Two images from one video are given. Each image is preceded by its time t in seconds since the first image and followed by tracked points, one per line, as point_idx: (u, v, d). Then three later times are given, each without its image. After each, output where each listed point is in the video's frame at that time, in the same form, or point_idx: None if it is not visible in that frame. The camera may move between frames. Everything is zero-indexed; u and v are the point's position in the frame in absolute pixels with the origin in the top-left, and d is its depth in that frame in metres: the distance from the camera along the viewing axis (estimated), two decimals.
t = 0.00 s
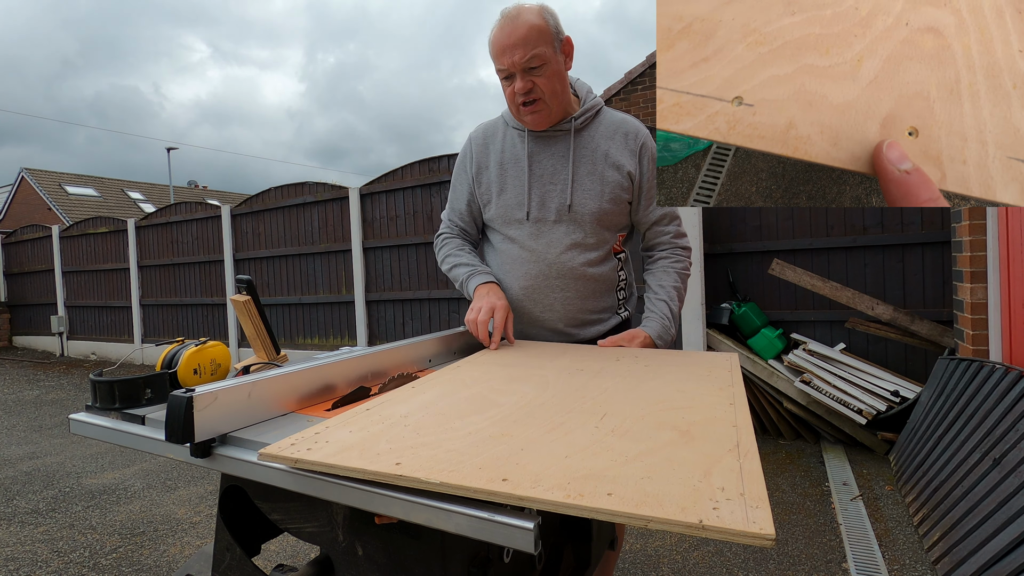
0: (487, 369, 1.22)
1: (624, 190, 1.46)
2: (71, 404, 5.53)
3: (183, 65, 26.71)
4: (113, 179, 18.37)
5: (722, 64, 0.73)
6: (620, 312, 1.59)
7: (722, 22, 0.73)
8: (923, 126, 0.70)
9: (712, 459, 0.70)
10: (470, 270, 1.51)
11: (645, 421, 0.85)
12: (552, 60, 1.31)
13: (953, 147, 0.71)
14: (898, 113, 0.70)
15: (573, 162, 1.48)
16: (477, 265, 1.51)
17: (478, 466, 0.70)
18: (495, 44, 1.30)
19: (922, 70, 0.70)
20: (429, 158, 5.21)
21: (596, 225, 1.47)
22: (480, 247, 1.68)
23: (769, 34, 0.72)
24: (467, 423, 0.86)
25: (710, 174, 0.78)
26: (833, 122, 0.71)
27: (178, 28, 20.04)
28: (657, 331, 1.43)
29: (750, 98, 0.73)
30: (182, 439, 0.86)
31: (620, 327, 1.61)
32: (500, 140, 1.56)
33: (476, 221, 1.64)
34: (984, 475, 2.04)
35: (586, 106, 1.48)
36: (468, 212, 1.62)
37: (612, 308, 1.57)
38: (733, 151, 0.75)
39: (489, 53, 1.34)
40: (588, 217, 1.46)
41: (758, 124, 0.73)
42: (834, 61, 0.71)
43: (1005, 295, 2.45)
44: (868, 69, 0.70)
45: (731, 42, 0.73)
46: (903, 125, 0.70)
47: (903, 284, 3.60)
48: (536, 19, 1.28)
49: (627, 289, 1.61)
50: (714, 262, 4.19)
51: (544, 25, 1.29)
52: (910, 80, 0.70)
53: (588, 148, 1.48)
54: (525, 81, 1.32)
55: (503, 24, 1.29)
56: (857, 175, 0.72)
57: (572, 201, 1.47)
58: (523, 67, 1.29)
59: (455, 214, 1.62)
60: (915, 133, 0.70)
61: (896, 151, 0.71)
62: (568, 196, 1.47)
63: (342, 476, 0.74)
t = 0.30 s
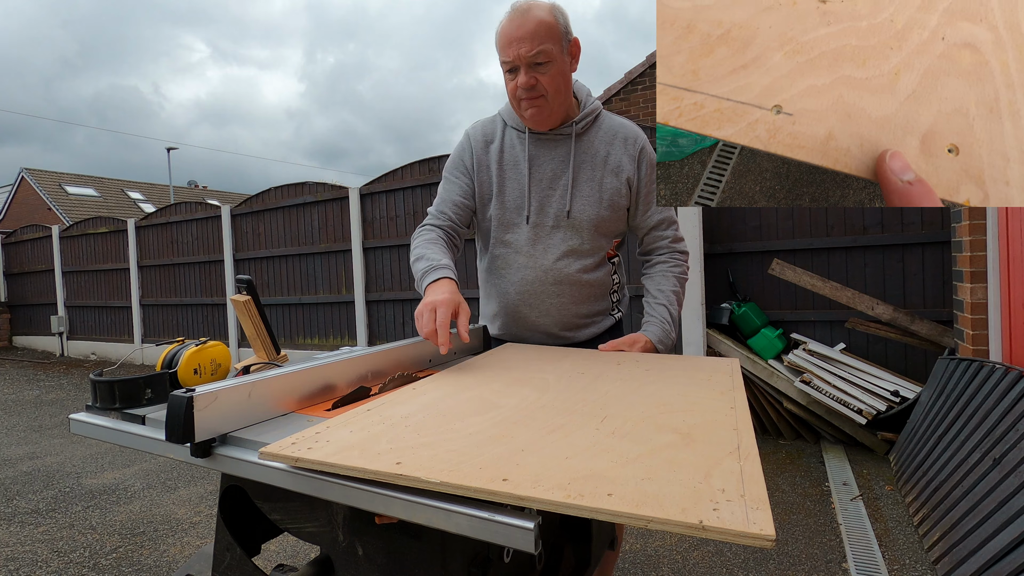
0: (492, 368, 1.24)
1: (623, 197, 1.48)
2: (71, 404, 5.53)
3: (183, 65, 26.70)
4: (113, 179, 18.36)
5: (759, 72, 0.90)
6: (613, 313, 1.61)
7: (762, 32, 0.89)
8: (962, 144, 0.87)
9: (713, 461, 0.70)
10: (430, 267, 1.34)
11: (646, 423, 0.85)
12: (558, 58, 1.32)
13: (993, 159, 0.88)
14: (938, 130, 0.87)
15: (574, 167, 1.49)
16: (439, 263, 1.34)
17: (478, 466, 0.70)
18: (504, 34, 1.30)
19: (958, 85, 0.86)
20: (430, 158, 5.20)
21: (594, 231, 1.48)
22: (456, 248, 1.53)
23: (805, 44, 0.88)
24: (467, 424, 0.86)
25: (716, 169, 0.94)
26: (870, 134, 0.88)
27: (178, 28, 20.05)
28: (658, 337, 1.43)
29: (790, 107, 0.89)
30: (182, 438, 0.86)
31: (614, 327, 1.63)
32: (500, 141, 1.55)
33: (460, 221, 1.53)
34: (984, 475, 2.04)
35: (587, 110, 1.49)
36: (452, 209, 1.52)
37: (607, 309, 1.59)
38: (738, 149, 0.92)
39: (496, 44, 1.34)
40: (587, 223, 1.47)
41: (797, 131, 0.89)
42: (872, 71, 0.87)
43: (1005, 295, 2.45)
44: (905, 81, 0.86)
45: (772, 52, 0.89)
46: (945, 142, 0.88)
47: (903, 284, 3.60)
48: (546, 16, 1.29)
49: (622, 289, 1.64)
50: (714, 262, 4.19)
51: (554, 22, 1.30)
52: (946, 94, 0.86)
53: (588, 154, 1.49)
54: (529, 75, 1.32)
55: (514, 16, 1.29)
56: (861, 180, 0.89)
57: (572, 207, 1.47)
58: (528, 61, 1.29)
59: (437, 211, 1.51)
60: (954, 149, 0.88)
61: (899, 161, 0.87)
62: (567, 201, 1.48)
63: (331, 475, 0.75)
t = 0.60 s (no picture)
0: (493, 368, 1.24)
1: (607, 203, 1.61)
2: (71, 404, 5.53)
3: (183, 65, 26.71)
4: (113, 179, 18.37)
5: (796, 83, 0.87)
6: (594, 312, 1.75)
7: (796, 41, 0.86)
8: (1008, 167, 0.85)
9: (712, 461, 0.70)
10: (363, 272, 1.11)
11: (646, 423, 0.85)
12: (539, 75, 1.33)
13: None
14: (983, 151, 0.85)
15: (561, 185, 1.56)
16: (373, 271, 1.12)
17: (479, 466, 0.70)
18: (486, 44, 1.28)
19: (1001, 103, 0.84)
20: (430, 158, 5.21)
21: (585, 242, 1.59)
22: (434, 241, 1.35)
23: (841, 55, 0.85)
24: (467, 424, 0.86)
25: (721, 168, 0.96)
26: (912, 152, 0.86)
27: (178, 28, 20.07)
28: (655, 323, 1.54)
29: (827, 121, 0.87)
30: (182, 438, 0.86)
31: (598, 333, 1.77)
32: (479, 159, 1.52)
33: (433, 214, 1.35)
34: (984, 475, 2.04)
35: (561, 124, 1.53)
36: (426, 207, 1.35)
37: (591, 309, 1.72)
38: (742, 151, 0.93)
39: (475, 52, 1.32)
40: (579, 234, 1.57)
41: (835, 146, 0.88)
42: (910, 87, 0.84)
43: (1005, 295, 2.45)
44: (945, 99, 0.84)
45: (807, 62, 0.86)
46: (989, 164, 0.86)
47: (903, 284, 3.60)
48: (529, 30, 1.29)
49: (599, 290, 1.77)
50: (714, 262, 4.19)
51: (537, 36, 1.30)
52: (987, 112, 0.84)
53: (571, 170, 1.56)
54: (509, 91, 1.32)
55: (496, 26, 1.28)
56: (865, 187, 0.88)
57: (563, 223, 1.56)
58: (510, 77, 1.29)
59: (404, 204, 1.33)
60: (999, 172, 0.85)
61: (907, 175, 0.86)
62: (559, 219, 1.56)
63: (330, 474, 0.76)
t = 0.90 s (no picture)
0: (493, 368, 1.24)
1: (585, 219, 1.69)
2: (71, 404, 5.53)
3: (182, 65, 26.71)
4: (113, 179, 18.37)
5: (824, 93, 0.86)
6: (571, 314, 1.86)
7: (823, 50, 0.85)
8: None
9: (711, 461, 0.70)
10: (326, 293, 0.98)
11: (645, 423, 0.85)
12: (523, 105, 1.33)
13: None
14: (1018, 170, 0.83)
15: (541, 209, 1.60)
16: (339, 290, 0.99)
17: (478, 466, 0.70)
18: (471, 71, 1.27)
19: None
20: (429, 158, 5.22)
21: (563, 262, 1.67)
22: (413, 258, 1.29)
23: (869, 67, 0.83)
24: (468, 423, 0.86)
25: (726, 167, 0.98)
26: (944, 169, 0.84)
27: (178, 28, 20.07)
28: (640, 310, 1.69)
29: (856, 134, 0.86)
30: (182, 439, 0.86)
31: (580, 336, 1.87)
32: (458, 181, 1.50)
33: (415, 229, 1.29)
34: (984, 475, 2.04)
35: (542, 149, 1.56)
36: (409, 222, 1.29)
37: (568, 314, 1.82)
38: (748, 152, 0.95)
39: (457, 76, 1.30)
40: (558, 254, 1.64)
41: (866, 160, 0.86)
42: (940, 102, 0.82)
43: (1005, 295, 2.45)
44: (976, 115, 0.82)
45: (834, 73, 0.85)
46: None
47: (903, 284, 3.60)
48: (515, 60, 1.29)
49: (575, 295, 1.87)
50: (714, 262, 4.19)
51: (523, 63, 1.30)
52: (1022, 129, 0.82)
53: (552, 194, 1.61)
54: (494, 121, 1.31)
55: (482, 54, 1.26)
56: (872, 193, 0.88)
57: (541, 248, 1.62)
58: (495, 107, 1.29)
59: (383, 217, 1.25)
60: None
61: (913, 182, 0.85)
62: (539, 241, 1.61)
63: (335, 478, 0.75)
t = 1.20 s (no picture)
0: (488, 368, 1.24)
1: (576, 220, 1.69)
2: (71, 404, 5.53)
3: (182, 65, 26.68)
4: (113, 179, 18.36)
5: (852, 102, 0.99)
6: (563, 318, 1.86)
7: (850, 60, 0.98)
8: None
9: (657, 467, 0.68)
10: (291, 295, 0.98)
11: (605, 428, 0.84)
12: (511, 105, 1.34)
13: None
14: None
15: (530, 210, 1.60)
16: (303, 296, 0.99)
17: (415, 469, 0.70)
18: (456, 74, 1.26)
19: None
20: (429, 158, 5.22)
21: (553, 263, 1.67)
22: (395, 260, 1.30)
23: (897, 76, 0.96)
24: (423, 424, 0.88)
25: (734, 163, 1.13)
26: (969, 180, 0.98)
27: (178, 28, 20.06)
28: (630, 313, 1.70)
29: (887, 145, 0.99)
30: (182, 439, 0.86)
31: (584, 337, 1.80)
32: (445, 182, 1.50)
33: (397, 230, 1.29)
34: (984, 475, 2.04)
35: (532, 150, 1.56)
36: (393, 223, 1.29)
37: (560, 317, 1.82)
38: (755, 150, 1.09)
39: (443, 81, 1.30)
40: (548, 255, 1.64)
41: (896, 171, 1.00)
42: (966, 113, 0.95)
43: (1005, 295, 2.45)
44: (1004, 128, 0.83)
45: (863, 82, 0.98)
46: None
47: (903, 285, 3.60)
48: (501, 62, 1.29)
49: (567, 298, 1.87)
50: (714, 262, 4.19)
51: (509, 65, 1.30)
52: None
53: (541, 194, 1.61)
54: (483, 123, 1.32)
55: (467, 57, 1.26)
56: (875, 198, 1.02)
57: (533, 246, 1.61)
58: (483, 109, 1.29)
59: (367, 218, 1.26)
60: None
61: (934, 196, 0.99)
62: (529, 243, 1.61)
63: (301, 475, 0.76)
